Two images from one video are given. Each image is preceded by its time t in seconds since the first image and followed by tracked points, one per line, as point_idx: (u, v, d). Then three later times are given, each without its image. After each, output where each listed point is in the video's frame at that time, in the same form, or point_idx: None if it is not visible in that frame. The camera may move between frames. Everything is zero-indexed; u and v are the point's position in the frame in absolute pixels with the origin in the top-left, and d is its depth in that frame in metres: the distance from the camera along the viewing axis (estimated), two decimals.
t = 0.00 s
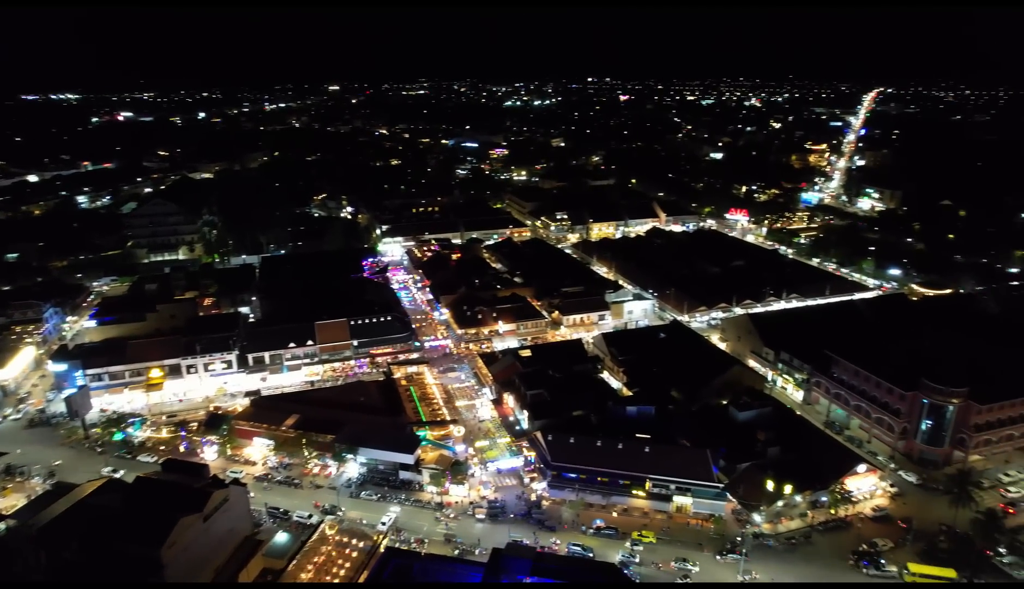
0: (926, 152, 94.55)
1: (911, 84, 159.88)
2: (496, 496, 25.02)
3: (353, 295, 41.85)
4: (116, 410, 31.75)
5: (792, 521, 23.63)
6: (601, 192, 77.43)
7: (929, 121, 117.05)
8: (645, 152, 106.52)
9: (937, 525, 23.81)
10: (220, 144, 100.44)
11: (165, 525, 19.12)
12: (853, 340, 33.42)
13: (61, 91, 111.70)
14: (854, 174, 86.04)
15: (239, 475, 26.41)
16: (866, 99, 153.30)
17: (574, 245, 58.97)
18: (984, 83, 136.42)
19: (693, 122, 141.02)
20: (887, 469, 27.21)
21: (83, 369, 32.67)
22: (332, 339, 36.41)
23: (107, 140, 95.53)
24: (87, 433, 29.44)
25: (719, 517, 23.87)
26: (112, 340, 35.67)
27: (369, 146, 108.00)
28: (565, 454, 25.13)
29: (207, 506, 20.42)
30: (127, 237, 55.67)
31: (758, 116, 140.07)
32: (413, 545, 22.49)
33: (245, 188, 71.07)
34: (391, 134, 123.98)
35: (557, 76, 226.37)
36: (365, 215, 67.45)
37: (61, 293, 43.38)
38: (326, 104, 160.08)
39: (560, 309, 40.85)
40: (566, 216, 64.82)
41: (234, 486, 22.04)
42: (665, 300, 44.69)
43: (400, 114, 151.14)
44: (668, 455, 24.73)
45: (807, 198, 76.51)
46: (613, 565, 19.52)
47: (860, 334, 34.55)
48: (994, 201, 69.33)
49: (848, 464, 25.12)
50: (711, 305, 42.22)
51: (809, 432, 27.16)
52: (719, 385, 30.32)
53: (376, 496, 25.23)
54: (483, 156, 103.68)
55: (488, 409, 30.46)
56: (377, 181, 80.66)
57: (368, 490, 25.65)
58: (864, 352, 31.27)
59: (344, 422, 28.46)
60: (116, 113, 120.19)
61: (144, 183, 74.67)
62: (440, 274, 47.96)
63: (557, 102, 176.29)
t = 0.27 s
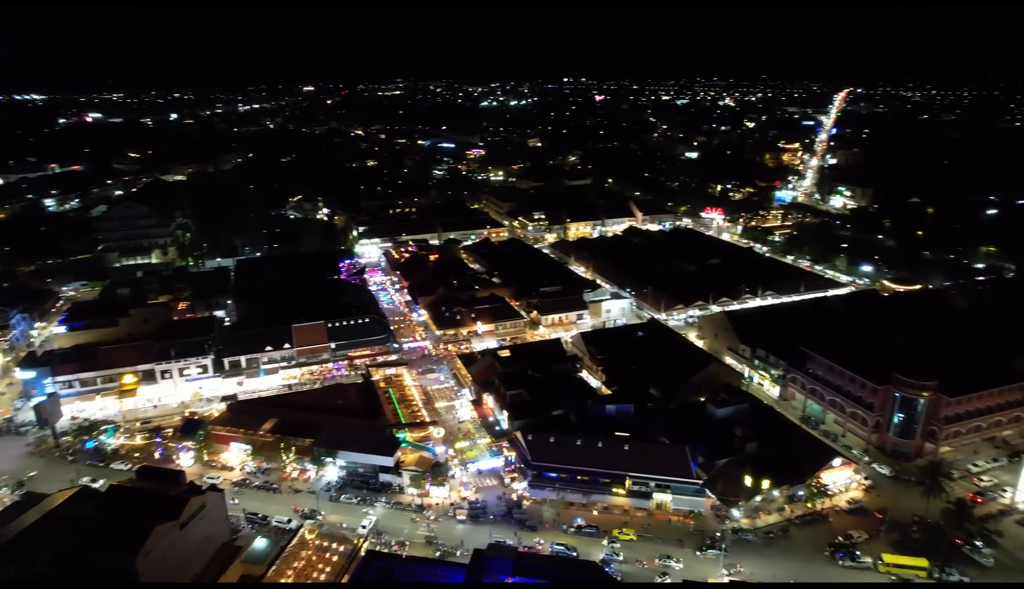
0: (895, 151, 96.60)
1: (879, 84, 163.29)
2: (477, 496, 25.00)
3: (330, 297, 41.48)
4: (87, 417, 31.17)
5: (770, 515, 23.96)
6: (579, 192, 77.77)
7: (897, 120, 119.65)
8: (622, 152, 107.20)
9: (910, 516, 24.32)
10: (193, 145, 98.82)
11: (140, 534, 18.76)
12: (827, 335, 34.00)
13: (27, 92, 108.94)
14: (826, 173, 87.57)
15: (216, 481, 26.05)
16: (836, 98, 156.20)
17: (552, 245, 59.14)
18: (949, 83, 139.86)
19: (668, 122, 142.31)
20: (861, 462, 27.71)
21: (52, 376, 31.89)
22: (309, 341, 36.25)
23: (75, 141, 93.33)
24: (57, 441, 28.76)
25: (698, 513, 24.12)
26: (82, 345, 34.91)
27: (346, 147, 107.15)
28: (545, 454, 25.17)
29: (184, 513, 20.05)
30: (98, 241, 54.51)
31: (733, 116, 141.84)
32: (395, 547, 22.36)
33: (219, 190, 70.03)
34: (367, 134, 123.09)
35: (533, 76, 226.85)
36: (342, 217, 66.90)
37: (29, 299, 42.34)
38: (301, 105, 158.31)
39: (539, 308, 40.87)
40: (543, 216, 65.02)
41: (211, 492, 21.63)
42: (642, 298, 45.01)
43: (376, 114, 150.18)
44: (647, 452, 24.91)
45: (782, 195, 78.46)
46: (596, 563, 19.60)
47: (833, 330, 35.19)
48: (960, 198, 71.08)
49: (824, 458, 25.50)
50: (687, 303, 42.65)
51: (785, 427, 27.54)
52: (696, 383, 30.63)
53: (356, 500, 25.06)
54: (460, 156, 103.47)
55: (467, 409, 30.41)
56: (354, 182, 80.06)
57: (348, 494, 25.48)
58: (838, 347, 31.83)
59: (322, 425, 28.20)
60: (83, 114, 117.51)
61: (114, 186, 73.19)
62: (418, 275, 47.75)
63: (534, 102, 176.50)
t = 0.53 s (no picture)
0: (865, 150, 98.64)
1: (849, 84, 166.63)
2: (458, 498, 24.95)
3: (306, 300, 41.08)
4: (57, 426, 30.66)
5: (748, 510, 24.28)
6: (556, 192, 78.11)
7: (867, 119, 122.18)
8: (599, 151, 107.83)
9: (884, 507, 24.79)
10: (164, 147, 97.17)
11: (114, 543, 18.37)
12: (802, 332, 34.56)
13: None
14: (799, 171, 89.07)
15: (193, 487, 25.68)
16: (807, 98, 159.01)
17: (530, 245, 59.31)
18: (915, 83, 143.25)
19: (644, 122, 143.59)
20: (836, 456, 28.17)
21: (20, 384, 31.17)
22: (287, 345, 35.73)
23: (41, 142, 91.16)
24: (26, 450, 28.18)
25: (678, 510, 24.19)
26: (52, 352, 34.14)
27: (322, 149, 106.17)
28: (526, 453, 25.21)
29: (159, 521, 19.69)
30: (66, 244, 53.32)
31: (707, 115, 143.55)
32: (376, 551, 22.19)
33: (192, 192, 68.98)
34: (343, 135, 122.20)
35: (510, 76, 227.30)
36: (319, 218, 66.35)
37: None
38: (276, 106, 156.46)
39: (518, 308, 40.97)
40: (521, 217, 65.12)
41: (189, 498, 21.30)
42: (620, 297, 45.32)
43: (352, 115, 149.18)
44: (627, 450, 25.05)
45: (756, 194, 79.85)
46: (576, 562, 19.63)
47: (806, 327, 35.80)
48: (928, 195, 72.84)
49: (800, 453, 25.84)
50: (664, 301, 43.04)
51: (762, 423, 27.91)
52: (674, 380, 30.91)
53: (335, 503, 24.87)
54: (437, 156, 103.25)
55: (447, 410, 30.35)
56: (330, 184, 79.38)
57: (328, 497, 25.30)
58: (812, 343, 32.35)
59: (300, 429, 27.91)
60: (49, 115, 114.78)
61: (83, 189, 71.68)
62: (395, 276, 47.54)
63: (511, 102, 176.54)
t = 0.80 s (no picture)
0: (841, 148, 100.16)
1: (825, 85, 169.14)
2: (443, 499, 24.91)
3: (287, 302, 40.72)
4: (32, 433, 30.04)
5: (732, 507, 24.74)
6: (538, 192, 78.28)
7: (842, 119, 124.10)
8: (580, 151, 108.23)
9: (864, 501, 25.19)
10: (140, 149, 95.74)
11: (91, 551, 18.00)
12: (782, 329, 34.95)
13: None
14: (778, 171, 90.17)
15: (173, 493, 25.38)
16: (784, 98, 161.10)
17: (512, 245, 59.31)
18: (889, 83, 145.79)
19: (624, 122, 144.49)
20: (817, 451, 28.49)
21: None
22: (268, 348, 35.35)
23: (12, 144, 89.35)
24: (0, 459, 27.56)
25: (662, 507, 24.44)
26: (25, 358, 33.44)
27: (302, 150, 105.17)
28: (510, 454, 25.17)
29: (139, 528, 19.30)
30: (40, 248, 52.33)
31: (687, 115, 144.81)
32: (361, 553, 22.10)
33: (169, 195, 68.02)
34: (323, 136, 121.30)
35: (490, 77, 227.41)
36: (300, 220, 65.82)
37: None
38: (255, 107, 154.70)
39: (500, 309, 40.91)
40: (503, 217, 65.11)
41: (169, 504, 20.89)
42: (603, 297, 45.52)
43: (332, 116, 148.19)
44: (611, 448, 25.09)
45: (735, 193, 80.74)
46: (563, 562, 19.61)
47: (785, 324, 36.23)
48: (903, 193, 74.14)
49: (782, 449, 26.08)
50: (646, 300, 43.29)
51: (744, 419, 28.14)
52: (657, 379, 31.10)
53: (319, 507, 24.68)
54: (418, 157, 102.90)
55: (430, 412, 30.26)
56: (311, 186, 78.77)
57: (311, 501, 25.10)
58: (792, 340, 32.72)
59: (282, 432, 27.63)
60: (19, 116, 112.50)
61: (56, 191, 70.33)
62: (377, 277, 47.33)
63: (493, 102, 176.31)
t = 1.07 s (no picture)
0: (837, 149, 100.47)
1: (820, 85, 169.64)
2: (441, 499, 24.92)
3: (284, 302, 40.70)
4: (29, 434, 29.92)
5: (730, 506, 24.80)
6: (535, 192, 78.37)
7: (838, 119, 124.47)
8: (577, 151, 108.34)
9: (862, 500, 25.32)
10: (136, 149, 95.48)
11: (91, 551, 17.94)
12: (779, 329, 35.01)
13: None
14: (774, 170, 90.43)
15: (171, 494, 25.47)
16: (779, 98, 161.45)
17: (509, 245, 59.34)
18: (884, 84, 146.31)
19: (621, 121, 144.63)
20: (815, 450, 28.59)
21: None
22: (265, 348, 35.39)
23: (7, 144, 88.97)
24: None
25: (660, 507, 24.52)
26: (21, 359, 33.32)
27: (298, 150, 104.93)
28: (508, 454, 25.15)
29: (137, 529, 19.24)
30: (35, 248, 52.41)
31: (683, 115, 145.08)
32: (359, 554, 22.11)
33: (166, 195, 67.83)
34: (320, 137, 121.20)
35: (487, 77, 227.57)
36: (296, 221, 65.74)
37: None
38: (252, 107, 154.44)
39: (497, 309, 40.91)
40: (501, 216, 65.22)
41: (167, 505, 20.83)
42: (600, 297, 45.55)
43: (329, 116, 148.02)
44: (608, 448, 25.12)
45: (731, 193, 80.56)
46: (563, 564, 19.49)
47: (781, 325, 36.35)
48: (898, 193, 74.38)
49: (779, 448, 26.08)
50: (642, 300, 43.36)
51: (741, 418, 28.17)
52: (654, 379, 31.15)
53: (316, 507, 24.66)
54: (414, 157, 102.82)
55: (428, 412, 30.25)
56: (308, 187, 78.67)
57: (309, 501, 25.07)
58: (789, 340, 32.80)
59: (279, 432, 27.54)
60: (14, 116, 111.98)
61: (52, 191, 70.08)
62: (373, 277, 47.29)
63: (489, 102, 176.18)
